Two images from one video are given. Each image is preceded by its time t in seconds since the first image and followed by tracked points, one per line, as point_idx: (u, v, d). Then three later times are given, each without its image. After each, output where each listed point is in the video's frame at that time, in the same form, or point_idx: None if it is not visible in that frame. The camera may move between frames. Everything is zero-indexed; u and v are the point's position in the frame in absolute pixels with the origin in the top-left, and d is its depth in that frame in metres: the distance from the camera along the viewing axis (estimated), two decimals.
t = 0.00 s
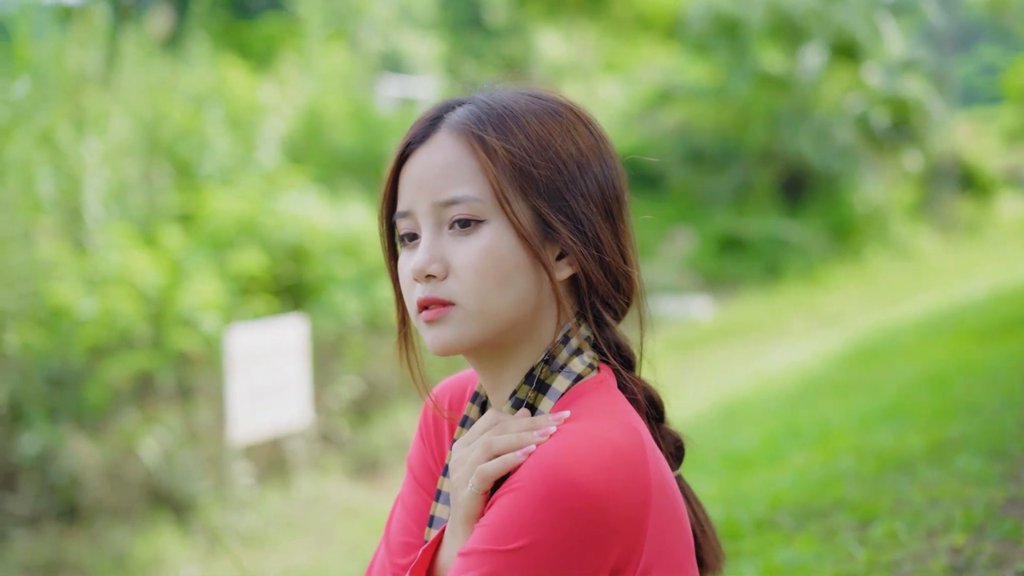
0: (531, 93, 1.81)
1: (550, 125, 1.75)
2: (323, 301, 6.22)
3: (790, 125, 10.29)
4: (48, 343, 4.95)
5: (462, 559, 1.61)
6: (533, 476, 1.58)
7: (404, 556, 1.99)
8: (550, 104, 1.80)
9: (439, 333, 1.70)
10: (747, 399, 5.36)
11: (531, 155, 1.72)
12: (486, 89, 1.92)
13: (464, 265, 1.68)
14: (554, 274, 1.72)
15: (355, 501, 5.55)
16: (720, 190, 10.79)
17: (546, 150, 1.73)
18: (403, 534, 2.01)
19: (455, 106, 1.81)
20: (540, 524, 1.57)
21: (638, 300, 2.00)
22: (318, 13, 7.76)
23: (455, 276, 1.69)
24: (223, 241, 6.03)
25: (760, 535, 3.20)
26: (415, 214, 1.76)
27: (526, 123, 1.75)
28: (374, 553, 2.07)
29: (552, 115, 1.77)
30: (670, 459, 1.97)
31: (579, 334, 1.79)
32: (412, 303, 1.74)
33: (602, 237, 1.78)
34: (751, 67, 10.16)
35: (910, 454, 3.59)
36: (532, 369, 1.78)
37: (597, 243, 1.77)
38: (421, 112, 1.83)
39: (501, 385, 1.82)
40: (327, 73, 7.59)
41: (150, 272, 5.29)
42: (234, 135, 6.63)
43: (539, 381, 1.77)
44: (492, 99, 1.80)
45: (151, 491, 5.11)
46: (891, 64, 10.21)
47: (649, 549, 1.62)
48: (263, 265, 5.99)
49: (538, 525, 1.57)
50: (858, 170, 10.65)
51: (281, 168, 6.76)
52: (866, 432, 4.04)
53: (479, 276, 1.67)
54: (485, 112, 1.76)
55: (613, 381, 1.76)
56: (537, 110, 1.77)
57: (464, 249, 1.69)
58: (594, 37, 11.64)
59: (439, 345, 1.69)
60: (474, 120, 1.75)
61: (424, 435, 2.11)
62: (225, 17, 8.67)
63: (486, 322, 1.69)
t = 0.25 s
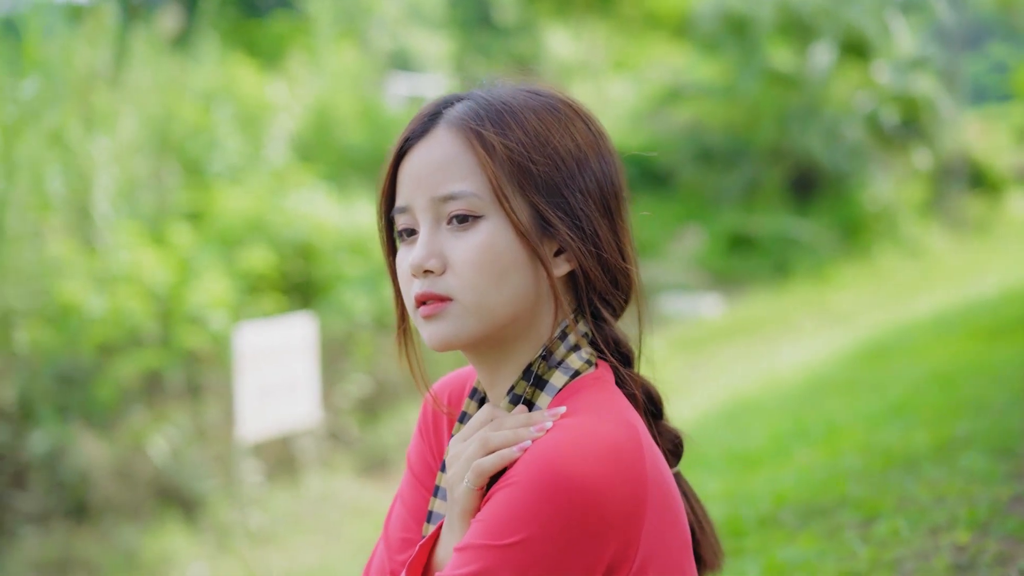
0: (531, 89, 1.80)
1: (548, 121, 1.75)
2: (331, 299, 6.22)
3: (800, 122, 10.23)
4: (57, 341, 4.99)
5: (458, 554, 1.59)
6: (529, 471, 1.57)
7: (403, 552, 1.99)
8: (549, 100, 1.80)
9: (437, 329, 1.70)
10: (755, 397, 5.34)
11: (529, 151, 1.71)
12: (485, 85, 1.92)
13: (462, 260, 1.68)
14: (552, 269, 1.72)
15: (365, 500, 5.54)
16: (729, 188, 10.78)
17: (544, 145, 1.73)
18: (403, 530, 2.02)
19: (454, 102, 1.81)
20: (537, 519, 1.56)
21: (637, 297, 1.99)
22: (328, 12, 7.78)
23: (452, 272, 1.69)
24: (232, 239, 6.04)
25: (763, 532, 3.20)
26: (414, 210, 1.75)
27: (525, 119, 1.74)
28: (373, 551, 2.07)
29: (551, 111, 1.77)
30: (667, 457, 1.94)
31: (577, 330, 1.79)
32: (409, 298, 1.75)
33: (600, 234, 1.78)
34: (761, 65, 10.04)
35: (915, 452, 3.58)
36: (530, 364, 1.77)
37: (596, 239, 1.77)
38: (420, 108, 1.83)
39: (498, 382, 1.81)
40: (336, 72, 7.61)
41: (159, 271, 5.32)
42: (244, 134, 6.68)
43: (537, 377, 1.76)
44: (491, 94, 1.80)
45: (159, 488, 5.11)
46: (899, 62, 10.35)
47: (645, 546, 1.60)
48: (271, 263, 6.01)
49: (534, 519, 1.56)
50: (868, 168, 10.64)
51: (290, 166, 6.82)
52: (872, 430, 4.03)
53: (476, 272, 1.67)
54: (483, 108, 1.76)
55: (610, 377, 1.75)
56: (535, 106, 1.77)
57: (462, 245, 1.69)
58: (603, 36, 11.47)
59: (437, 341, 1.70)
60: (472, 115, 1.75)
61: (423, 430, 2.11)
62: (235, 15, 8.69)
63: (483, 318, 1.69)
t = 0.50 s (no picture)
0: (531, 85, 1.80)
1: (548, 117, 1.75)
2: (340, 297, 6.23)
3: (810, 119, 10.14)
4: (66, 339, 4.96)
5: (456, 549, 1.60)
6: (526, 466, 1.57)
7: (404, 548, 1.99)
8: (550, 96, 1.79)
9: (436, 325, 1.70)
10: (763, 395, 5.33)
11: (529, 146, 1.71)
12: (486, 81, 1.92)
13: (461, 256, 1.68)
14: (552, 265, 1.72)
15: (374, 497, 5.56)
16: (739, 186, 10.81)
17: (544, 141, 1.72)
18: (402, 526, 2.02)
19: (454, 97, 1.81)
20: (534, 514, 1.55)
21: (637, 294, 1.99)
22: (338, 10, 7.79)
23: (451, 267, 1.68)
24: (242, 236, 6.06)
25: (768, 528, 3.19)
26: (413, 205, 1.75)
27: (524, 114, 1.74)
28: (372, 550, 2.06)
29: (551, 106, 1.77)
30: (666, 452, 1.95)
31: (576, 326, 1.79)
32: (409, 293, 1.74)
33: (600, 230, 1.78)
34: (770, 61, 10.06)
35: (922, 449, 3.56)
36: (529, 360, 1.79)
37: (595, 236, 1.77)
38: (420, 104, 1.83)
39: (498, 378, 1.83)
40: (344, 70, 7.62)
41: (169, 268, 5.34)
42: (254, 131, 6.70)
43: (536, 372, 1.77)
44: (491, 90, 1.79)
45: (168, 485, 5.17)
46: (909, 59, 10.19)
47: (643, 541, 1.60)
48: (280, 261, 6.02)
49: (531, 514, 1.55)
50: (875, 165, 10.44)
51: (299, 163, 6.87)
52: (878, 427, 4.01)
53: (475, 268, 1.67)
54: (483, 104, 1.76)
55: (610, 373, 1.76)
56: (535, 102, 1.76)
57: (461, 241, 1.69)
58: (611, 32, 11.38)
59: (436, 337, 1.70)
60: (472, 111, 1.75)
61: (423, 425, 2.11)
62: (245, 13, 8.69)
63: (482, 314, 1.68)
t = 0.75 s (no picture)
0: (532, 80, 1.80)
1: (549, 112, 1.75)
2: (350, 294, 6.23)
3: (820, 115, 10.19)
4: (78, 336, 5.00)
5: (456, 543, 1.60)
6: (525, 460, 1.57)
7: (405, 543, 2.00)
8: (551, 91, 1.79)
9: (437, 320, 1.70)
10: (774, 392, 5.31)
11: (530, 142, 1.71)
12: (488, 76, 1.92)
13: (463, 251, 1.68)
14: (553, 260, 1.72)
15: (384, 493, 5.59)
16: (751, 182, 10.72)
17: (546, 137, 1.72)
18: (404, 520, 2.03)
19: (456, 92, 1.81)
20: (533, 508, 1.56)
21: (639, 289, 1.99)
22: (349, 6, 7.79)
23: (453, 262, 1.69)
24: (252, 233, 6.07)
25: (775, 525, 3.18)
26: (415, 200, 1.75)
27: (526, 110, 1.74)
28: (374, 546, 2.06)
29: (553, 102, 1.77)
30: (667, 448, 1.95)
31: (578, 321, 1.78)
32: (411, 288, 1.75)
33: (602, 225, 1.77)
34: (782, 58, 10.05)
35: (929, 446, 3.55)
36: (530, 355, 1.78)
37: (597, 231, 1.77)
38: (422, 99, 1.83)
39: (499, 373, 1.82)
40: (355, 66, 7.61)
41: (179, 265, 5.34)
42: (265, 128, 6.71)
43: (537, 367, 1.77)
44: (493, 85, 1.79)
45: (179, 481, 5.20)
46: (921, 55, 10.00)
47: (642, 537, 1.60)
48: (291, 257, 6.04)
49: (530, 509, 1.56)
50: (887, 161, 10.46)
51: (310, 160, 6.84)
52: (885, 425, 4.00)
53: (476, 262, 1.67)
54: (485, 99, 1.76)
55: (611, 369, 1.75)
56: (537, 97, 1.76)
57: (462, 236, 1.69)
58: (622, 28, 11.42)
59: (437, 332, 1.70)
60: (473, 106, 1.75)
61: (426, 420, 2.12)
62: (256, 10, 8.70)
63: (484, 308, 1.69)
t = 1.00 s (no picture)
0: (535, 76, 1.80)
1: (552, 107, 1.75)
2: (361, 291, 6.23)
3: (832, 112, 10.05)
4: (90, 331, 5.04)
5: (456, 536, 1.60)
6: (525, 454, 1.58)
7: (409, 537, 2.00)
8: (554, 86, 1.79)
9: (440, 315, 1.70)
10: (784, 389, 5.30)
11: (533, 138, 1.71)
12: (491, 72, 1.92)
13: (466, 247, 1.68)
14: (556, 255, 1.72)
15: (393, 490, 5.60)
16: (761, 181, 10.59)
17: (549, 132, 1.72)
18: (407, 515, 2.03)
19: (458, 88, 1.80)
20: (532, 502, 1.56)
21: (642, 285, 1.99)
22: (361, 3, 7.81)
23: (456, 258, 1.69)
24: (262, 230, 6.09)
25: (781, 521, 3.17)
26: (418, 196, 1.75)
27: (529, 106, 1.73)
28: (376, 540, 2.06)
29: (556, 97, 1.76)
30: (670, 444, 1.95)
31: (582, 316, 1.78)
32: (413, 283, 1.74)
33: (605, 221, 1.77)
34: (793, 55, 10.03)
35: (937, 443, 3.54)
36: (533, 349, 1.78)
37: (600, 226, 1.77)
38: (424, 94, 1.83)
39: (502, 367, 1.82)
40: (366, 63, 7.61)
41: (190, 262, 5.35)
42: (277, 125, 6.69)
43: (540, 362, 1.77)
44: (496, 81, 1.79)
45: (190, 477, 5.26)
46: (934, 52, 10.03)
47: (641, 532, 1.60)
48: (302, 254, 6.05)
49: (530, 502, 1.56)
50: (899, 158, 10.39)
51: (320, 156, 6.72)
52: (894, 421, 3.99)
53: (479, 258, 1.67)
54: (488, 94, 1.76)
55: (614, 364, 1.75)
56: (540, 93, 1.76)
57: (465, 231, 1.69)
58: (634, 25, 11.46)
59: (440, 327, 1.70)
60: (476, 102, 1.74)
61: (431, 415, 2.12)
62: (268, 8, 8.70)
63: (486, 304, 1.69)
